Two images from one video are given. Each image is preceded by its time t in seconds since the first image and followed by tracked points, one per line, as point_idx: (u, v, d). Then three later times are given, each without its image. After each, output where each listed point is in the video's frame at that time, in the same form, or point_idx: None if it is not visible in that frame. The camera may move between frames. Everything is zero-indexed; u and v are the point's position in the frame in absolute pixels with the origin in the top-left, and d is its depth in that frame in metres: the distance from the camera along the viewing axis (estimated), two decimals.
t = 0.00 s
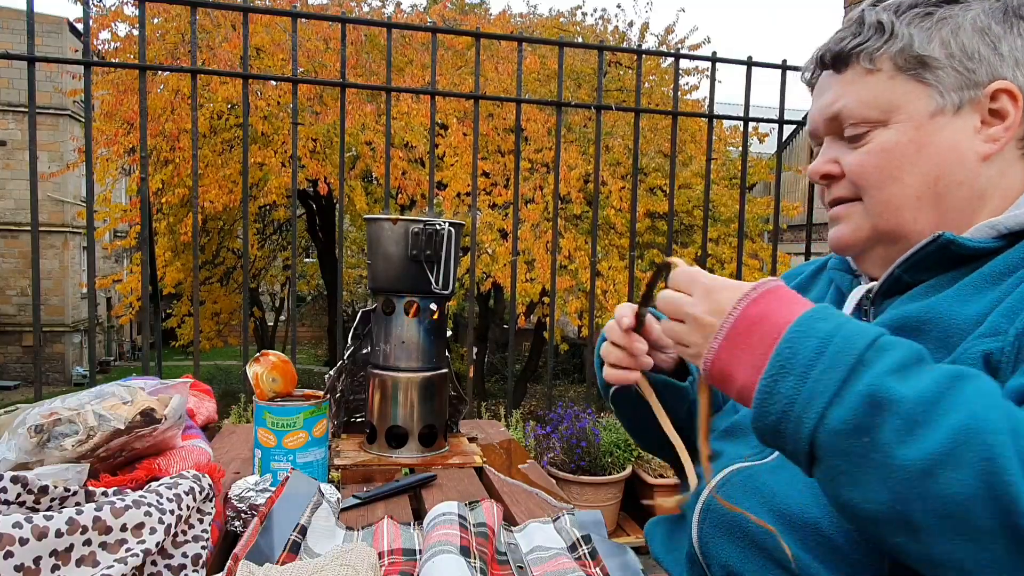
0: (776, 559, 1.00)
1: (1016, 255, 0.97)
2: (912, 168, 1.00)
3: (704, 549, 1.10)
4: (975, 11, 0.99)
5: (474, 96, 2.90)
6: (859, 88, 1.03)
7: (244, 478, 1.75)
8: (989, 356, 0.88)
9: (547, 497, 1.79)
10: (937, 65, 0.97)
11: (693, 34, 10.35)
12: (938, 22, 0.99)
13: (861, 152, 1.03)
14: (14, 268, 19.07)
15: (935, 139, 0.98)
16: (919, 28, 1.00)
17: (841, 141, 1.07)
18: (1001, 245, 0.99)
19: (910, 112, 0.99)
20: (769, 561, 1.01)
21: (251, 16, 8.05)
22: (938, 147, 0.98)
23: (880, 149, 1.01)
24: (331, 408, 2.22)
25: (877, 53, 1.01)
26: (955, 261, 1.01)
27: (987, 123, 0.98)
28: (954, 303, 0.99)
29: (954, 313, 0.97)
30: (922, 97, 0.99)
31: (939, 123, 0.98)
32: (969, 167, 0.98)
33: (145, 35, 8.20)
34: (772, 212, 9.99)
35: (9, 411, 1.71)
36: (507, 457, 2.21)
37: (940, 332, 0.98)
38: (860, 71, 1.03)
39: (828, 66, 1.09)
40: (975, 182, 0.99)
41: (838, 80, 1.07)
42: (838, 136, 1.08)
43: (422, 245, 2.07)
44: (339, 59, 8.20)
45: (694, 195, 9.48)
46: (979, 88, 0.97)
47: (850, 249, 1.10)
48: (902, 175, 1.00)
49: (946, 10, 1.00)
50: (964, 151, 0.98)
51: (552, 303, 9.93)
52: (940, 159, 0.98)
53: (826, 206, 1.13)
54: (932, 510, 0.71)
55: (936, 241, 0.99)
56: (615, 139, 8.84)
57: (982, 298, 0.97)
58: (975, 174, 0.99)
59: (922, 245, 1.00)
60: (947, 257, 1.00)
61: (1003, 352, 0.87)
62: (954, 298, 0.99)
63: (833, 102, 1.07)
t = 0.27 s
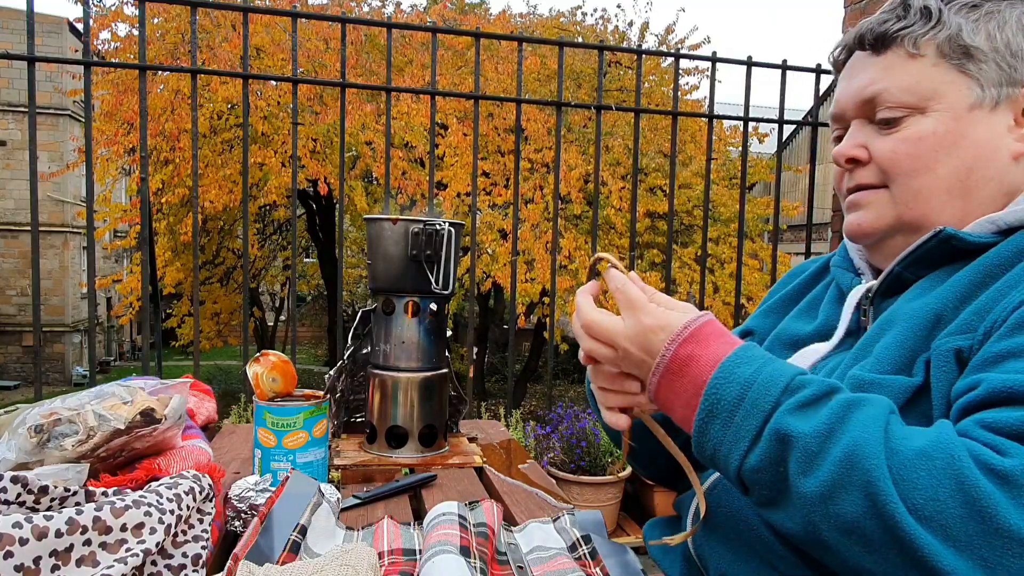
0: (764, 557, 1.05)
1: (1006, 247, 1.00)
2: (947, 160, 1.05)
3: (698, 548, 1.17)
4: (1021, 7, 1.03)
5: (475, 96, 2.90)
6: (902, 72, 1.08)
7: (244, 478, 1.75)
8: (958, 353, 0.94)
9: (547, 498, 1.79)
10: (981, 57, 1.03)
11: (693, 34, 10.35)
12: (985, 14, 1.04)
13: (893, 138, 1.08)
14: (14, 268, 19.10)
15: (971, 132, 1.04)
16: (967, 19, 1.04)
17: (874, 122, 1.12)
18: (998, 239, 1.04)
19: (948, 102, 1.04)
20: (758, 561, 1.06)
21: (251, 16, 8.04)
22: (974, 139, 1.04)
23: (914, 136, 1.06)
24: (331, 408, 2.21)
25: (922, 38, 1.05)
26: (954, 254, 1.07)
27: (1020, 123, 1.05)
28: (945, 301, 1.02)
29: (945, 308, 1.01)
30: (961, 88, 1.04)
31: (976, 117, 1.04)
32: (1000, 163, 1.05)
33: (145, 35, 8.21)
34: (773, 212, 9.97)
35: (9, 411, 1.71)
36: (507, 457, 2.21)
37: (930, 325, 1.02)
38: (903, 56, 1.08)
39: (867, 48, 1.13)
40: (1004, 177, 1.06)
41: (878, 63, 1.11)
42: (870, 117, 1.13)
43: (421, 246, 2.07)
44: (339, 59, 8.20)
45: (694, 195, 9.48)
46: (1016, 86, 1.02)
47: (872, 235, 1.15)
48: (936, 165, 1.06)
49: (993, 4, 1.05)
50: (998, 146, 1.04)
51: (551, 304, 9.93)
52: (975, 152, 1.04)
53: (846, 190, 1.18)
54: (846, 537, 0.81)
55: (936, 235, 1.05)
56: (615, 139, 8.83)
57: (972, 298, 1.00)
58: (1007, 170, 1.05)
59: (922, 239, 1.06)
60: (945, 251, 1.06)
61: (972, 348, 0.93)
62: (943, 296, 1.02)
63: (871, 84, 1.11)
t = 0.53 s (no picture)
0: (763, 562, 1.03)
1: (1007, 252, 1.01)
2: (939, 167, 1.05)
3: (695, 551, 1.15)
4: (1009, 11, 1.04)
5: (474, 97, 2.90)
6: (893, 78, 1.07)
7: (244, 478, 1.75)
8: (976, 359, 0.90)
9: (547, 498, 1.79)
10: (971, 62, 1.03)
11: (692, 34, 10.36)
12: (974, 18, 1.04)
13: (884, 146, 1.08)
14: (14, 268, 19.09)
15: (963, 139, 1.04)
16: (957, 23, 1.04)
17: (865, 129, 1.10)
18: (994, 243, 1.05)
19: (940, 109, 1.04)
20: (754, 566, 1.04)
21: (251, 16, 8.04)
22: (966, 146, 1.04)
23: (906, 144, 1.05)
24: (331, 408, 2.21)
25: (914, 42, 1.04)
26: (951, 259, 1.08)
27: (1010, 128, 1.05)
28: (947, 306, 1.02)
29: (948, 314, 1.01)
30: (953, 94, 1.04)
31: (968, 123, 1.04)
32: (993, 169, 1.06)
33: (145, 35, 8.21)
34: (773, 212, 9.98)
35: (9, 411, 1.71)
36: (507, 457, 2.21)
37: (932, 331, 1.02)
38: (891, 61, 1.07)
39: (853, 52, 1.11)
40: (998, 182, 1.06)
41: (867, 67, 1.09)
42: (859, 124, 1.11)
43: (421, 245, 2.07)
44: (339, 59, 8.20)
45: (694, 195, 9.49)
46: (1006, 91, 1.03)
47: (865, 242, 1.16)
48: (929, 172, 1.06)
49: (981, 7, 1.05)
50: (989, 152, 1.05)
51: (551, 303, 9.94)
52: (968, 159, 1.05)
53: (837, 198, 1.17)
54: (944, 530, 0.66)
55: (932, 239, 1.06)
56: (615, 139, 8.84)
57: (976, 304, 1.00)
58: (999, 175, 1.06)
59: (919, 243, 1.07)
60: (942, 256, 1.08)
61: (988, 356, 0.89)
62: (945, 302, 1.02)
63: (859, 90, 1.10)
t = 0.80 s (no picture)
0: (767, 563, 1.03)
1: (1008, 250, 1.02)
2: (942, 175, 1.07)
3: (696, 552, 1.14)
4: (1005, 10, 1.04)
5: (474, 97, 2.90)
6: (892, 87, 1.07)
7: (244, 478, 1.75)
8: (986, 350, 0.91)
9: (547, 497, 1.79)
10: (970, 67, 1.03)
11: (693, 34, 10.36)
12: (971, 20, 1.04)
13: (886, 155, 1.09)
14: (14, 268, 19.09)
15: (965, 144, 1.05)
16: (955, 28, 1.04)
17: (866, 139, 1.12)
18: (996, 243, 1.06)
19: (941, 116, 1.05)
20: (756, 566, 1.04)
21: (251, 16, 8.04)
22: (968, 152, 1.06)
23: (908, 153, 1.07)
24: (331, 408, 2.21)
25: (912, 50, 1.04)
26: (953, 260, 1.09)
27: (1010, 130, 1.07)
28: (950, 306, 1.02)
29: (953, 315, 1.01)
30: (954, 101, 1.05)
31: (969, 129, 1.05)
32: (994, 173, 1.07)
33: (145, 35, 8.21)
34: (773, 212, 9.98)
35: (9, 411, 1.71)
36: (507, 458, 2.21)
37: (938, 332, 1.02)
38: (888, 68, 1.07)
39: (849, 58, 1.11)
40: (999, 185, 1.08)
41: (863, 74, 1.10)
42: (859, 133, 1.12)
43: (421, 246, 2.07)
44: (339, 59, 8.20)
45: (694, 195, 9.49)
46: (1005, 94, 1.04)
47: (873, 246, 1.17)
48: (931, 181, 1.08)
49: (977, 8, 1.05)
50: (991, 157, 1.07)
51: (551, 303, 9.94)
52: (969, 165, 1.07)
53: (838, 207, 1.20)
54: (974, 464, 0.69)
55: (934, 241, 1.06)
56: (615, 139, 8.83)
57: (978, 301, 1.01)
58: (1000, 179, 1.08)
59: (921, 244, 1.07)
60: (944, 257, 1.08)
61: (1000, 345, 0.90)
62: (948, 300, 1.03)
63: (858, 97, 1.10)
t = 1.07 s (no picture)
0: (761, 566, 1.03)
1: (1007, 255, 1.03)
2: (941, 176, 1.08)
3: (693, 555, 1.16)
4: (1007, 9, 1.04)
5: (474, 97, 2.89)
6: (892, 86, 1.07)
7: (244, 478, 1.75)
8: (989, 362, 0.90)
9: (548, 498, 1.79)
10: (971, 67, 1.04)
11: (692, 34, 10.36)
12: (973, 20, 1.05)
13: (885, 156, 1.10)
14: (14, 268, 19.10)
15: (966, 146, 1.07)
16: (958, 28, 1.04)
17: (863, 138, 1.12)
18: (994, 245, 1.07)
19: (941, 117, 1.06)
20: (752, 569, 1.04)
21: (251, 16, 8.04)
22: (967, 154, 1.07)
23: (907, 154, 1.08)
24: (331, 408, 2.22)
25: (914, 49, 1.04)
26: (951, 261, 1.09)
27: (1010, 132, 1.08)
28: (949, 311, 1.03)
29: (952, 321, 1.02)
30: (954, 102, 1.05)
31: (968, 130, 1.06)
32: (993, 175, 1.09)
33: (145, 35, 8.21)
34: (773, 212, 9.98)
35: (9, 411, 1.71)
36: (507, 457, 2.21)
37: (936, 340, 1.03)
38: (887, 68, 1.07)
39: (850, 56, 1.11)
40: (998, 187, 1.09)
41: (863, 73, 1.10)
42: (857, 132, 1.13)
43: (421, 246, 2.07)
44: (339, 59, 8.21)
45: (694, 195, 9.50)
46: (1006, 95, 1.05)
47: (871, 246, 1.17)
48: (930, 182, 1.09)
49: (979, 7, 1.05)
50: (990, 157, 1.08)
51: (551, 303, 9.94)
52: (969, 166, 1.08)
53: (835, 207, 1.21)
54: (994, 519, 0.69)
55: (931, 242, 1.07)
56: (615, 139, 8.84)
57: (976, 306, 1.02)
58: (999, 181, 1.09)
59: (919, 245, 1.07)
60: (941, 258, 1.09)
61: (1001, 356, 0.89)
62: (946, 303, 1.04)
63: (858, 96, 1.11)
